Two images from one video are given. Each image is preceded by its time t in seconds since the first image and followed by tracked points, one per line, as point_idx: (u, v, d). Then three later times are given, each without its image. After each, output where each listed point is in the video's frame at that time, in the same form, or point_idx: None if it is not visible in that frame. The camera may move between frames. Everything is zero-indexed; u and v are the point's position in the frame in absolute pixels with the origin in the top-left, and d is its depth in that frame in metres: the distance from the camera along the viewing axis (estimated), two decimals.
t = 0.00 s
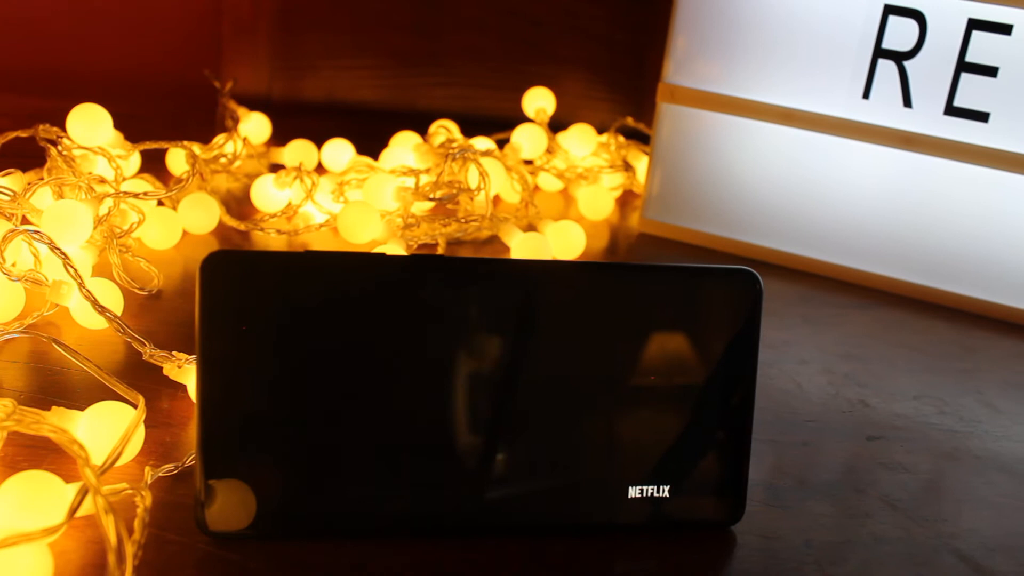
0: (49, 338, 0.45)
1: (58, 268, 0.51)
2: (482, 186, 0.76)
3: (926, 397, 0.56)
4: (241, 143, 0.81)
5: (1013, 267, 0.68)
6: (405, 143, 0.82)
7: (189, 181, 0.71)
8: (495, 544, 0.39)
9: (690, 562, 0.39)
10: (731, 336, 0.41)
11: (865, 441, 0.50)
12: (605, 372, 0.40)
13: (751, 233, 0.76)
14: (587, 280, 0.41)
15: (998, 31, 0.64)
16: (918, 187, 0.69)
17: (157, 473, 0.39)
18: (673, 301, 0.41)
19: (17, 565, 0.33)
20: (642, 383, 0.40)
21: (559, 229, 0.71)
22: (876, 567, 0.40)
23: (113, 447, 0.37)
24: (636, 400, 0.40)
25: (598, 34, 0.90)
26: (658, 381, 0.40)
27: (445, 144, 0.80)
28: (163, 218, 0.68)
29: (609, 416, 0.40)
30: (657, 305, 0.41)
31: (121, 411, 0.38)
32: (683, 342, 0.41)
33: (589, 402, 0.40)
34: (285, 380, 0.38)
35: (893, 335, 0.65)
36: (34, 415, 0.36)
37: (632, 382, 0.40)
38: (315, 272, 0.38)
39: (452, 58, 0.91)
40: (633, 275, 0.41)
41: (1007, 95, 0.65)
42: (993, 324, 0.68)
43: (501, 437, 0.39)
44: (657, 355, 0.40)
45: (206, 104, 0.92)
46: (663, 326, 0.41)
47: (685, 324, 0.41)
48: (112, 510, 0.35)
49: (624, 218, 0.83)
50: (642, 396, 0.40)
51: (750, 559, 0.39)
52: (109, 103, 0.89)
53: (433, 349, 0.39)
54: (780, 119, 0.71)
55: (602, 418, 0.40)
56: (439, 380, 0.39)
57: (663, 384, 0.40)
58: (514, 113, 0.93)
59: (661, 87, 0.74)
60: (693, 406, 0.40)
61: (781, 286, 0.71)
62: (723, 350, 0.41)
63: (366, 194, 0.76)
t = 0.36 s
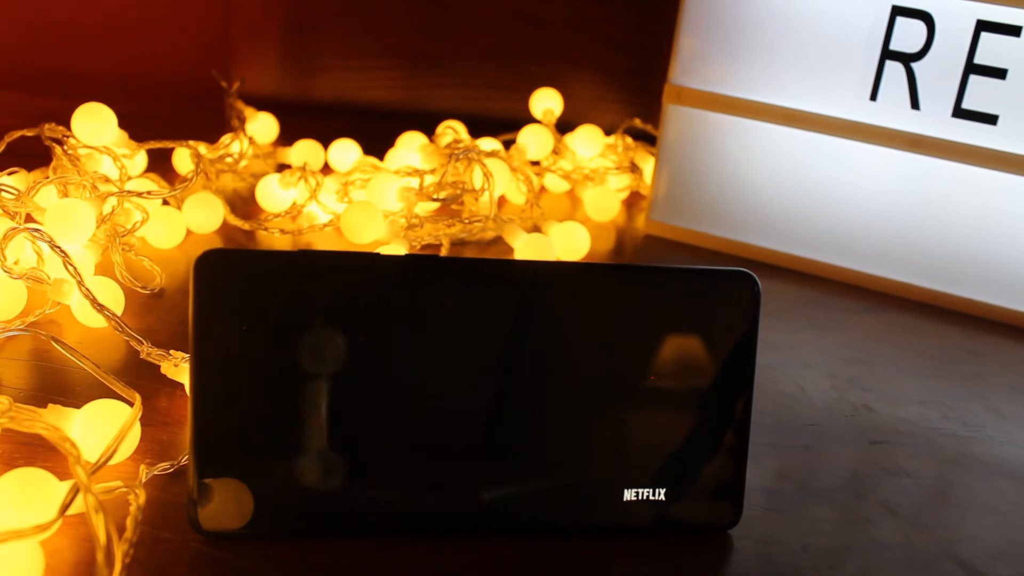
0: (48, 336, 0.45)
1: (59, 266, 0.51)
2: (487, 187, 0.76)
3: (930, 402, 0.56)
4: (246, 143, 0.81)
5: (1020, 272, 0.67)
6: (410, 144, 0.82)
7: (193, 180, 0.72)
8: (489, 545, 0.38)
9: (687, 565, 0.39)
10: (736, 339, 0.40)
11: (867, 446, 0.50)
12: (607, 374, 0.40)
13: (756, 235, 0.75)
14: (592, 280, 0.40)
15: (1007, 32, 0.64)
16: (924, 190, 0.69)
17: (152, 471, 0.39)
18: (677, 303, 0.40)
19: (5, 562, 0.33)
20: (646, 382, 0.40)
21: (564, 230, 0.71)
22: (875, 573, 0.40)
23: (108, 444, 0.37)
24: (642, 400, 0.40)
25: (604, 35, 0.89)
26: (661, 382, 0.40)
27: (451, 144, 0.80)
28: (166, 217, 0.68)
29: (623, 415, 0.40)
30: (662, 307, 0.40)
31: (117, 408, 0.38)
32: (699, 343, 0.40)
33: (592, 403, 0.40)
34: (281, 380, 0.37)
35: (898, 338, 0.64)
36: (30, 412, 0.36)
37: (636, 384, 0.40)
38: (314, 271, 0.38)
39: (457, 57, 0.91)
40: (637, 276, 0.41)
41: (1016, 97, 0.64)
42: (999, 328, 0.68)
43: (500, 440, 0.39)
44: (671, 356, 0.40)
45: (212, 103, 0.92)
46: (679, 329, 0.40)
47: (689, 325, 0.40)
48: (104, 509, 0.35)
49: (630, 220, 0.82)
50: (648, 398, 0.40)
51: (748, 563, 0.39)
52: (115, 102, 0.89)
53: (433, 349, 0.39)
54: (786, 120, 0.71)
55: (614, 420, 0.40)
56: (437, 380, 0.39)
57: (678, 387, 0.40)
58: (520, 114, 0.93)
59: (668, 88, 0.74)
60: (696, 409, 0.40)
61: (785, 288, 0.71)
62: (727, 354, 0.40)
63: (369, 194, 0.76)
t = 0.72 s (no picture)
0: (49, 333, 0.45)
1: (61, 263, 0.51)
2: (491, 186, 0.75)
3: (935, 406, 0.55)
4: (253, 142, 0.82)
5: None
6: (418, 144, 0.82)
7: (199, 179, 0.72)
8: (482, 546, 0.38)
9: (682, 568, 0.38)
10: (741, 342, 0.40)
11: (869, 449, 0.49)
12: (606, 374, 0.40)
13: (761, 236, 0.75)
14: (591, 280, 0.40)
15: (1017, 34, 0.63)
16: (932, 192, 0.68)
17: (148, 469, 0.39)
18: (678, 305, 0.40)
19: None
20: (649, 379, 0.40)
21: (569, 231, 0.71)
22: None
23: (104, 441, 0.37)
24: (660, 396, 0.40)
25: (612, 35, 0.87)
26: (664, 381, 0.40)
27: (458, 145, 0.80)
28: (172, 215, 0.68)
29: (640, 415, 0.40)
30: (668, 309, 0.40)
31: (113, 405, 0.38)
32: (715, 344, 0.40)
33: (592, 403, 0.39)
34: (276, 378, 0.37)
35: (903, 341, 0.64)
36: (26, 408, 0.36)
37: (641, 382, 0.40)
38: (314, 270, 0.38)
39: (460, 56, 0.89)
40: (638, 278, 0.40)
41: None
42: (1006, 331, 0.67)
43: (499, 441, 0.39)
44: (687, 358, 0.40)
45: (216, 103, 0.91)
46: (695, 331, 0.40)
47: (691, 327, 0.40)
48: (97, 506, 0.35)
49: (638, 221, 0.82)
50: (667, 399, 0.40)
51: (745, 567, 0.39)
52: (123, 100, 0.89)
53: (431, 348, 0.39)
54: (793, 122, 0.70)
55: (632, 420, 0.39)
56: (433, 380, 0.38)
57: (693, 389, 0.40)
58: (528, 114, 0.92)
59: (674, 89, 0.73)
60: (706, 408, 0.40)
61: (790, 290, 0.70)
62: (736, 358, 0.40)
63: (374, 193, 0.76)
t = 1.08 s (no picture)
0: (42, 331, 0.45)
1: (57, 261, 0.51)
2: (491, 186, 0.75)
3: (932, 409, 0.55)
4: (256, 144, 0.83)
5: None
6: (418, 145, 0.82)
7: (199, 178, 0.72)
8: (469, 547, 0.38)
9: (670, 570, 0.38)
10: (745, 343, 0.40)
11: (864, 452, 0.49)
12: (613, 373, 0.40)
13: (761, 237, 0.75)
14: (592, 278, 0.40)
15: (1018, 34, 0.63)
16: (932, 194, 0.68)
17: (139, 467, 0.39)
18: (671, 308, 0.40)
19: None
20: (643, 377, 0.40)
21: (568, 231, 0.70)
22: None
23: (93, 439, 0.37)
24: (666, 397, 0.40)
25: (615, 35, 0.87)
26: (658, 380, 0.40)
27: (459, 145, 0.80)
28: (171, 215, 0.68)
29: (654, 415, 0.40)
30: (670, 310, 0.40)
31: (105, 404, 0.38)
32: (726, 347, 0.40)
33: (586, 403, 0.39)
34: (264, 377, 0.38)
35: (904, 344, 0.63)
36: (15, 406, 0.36)
37: (634, 383, 0.40)
38: (306, 270, 0.38)
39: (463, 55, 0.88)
40: (632, 280, 0.40)
41: None
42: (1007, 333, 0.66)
43: (491, 443, 0.39)
44: (698, 357, 0.40)
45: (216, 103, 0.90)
46: (703, 331, 0.40)
47: (686, 329, 0.40)
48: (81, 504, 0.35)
49: (640, 222, 0.82)
50: (675, 401, 0.40)
51: (735, 569, 0.39)
52: (124, 100, 0.89)
53: (422, 349, 0.39)
54: (795, 123, 0.70)
55: (646, 420, 0.40)
56: (423, 380, 0.39)
57: (704, 391, 0.40)
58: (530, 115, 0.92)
59: (676, 90, 0.73)
60: (708, 410, 0.40)
61: (789, 292, 0.70)
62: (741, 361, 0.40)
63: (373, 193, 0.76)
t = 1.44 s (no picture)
0: (28, 329, 0.45)
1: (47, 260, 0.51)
2: (484, 186, 0.75)
3: (923, 410, 0.55)
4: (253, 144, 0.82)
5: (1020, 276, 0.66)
6: (414, 145, 0.82)
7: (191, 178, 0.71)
8: (451, 547, 0.38)
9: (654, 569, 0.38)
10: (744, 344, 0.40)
11: (854, 453, 0.49)
12: (613, 376, 0.40)
13: (754, 238, 0.75)
14: (590, 280, 0.40)
15: (1013, 35, 0.63)
16: (927, 195, 0.68)
17: (123, 465, 0.40)
18: (659, 309, 0.40)
19: None
20: (630, 378, 0.40)
21: (561, 232, 0.70)
22: None
23: (78, 436, 0.38)
24: (666, 398, 0.40)
25: (612, 35, 0.86)
26: (647, 380, 0.40)
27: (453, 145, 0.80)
28: (165, 215, 0.68)
29: (655, 415, 0.40)
30: (668, 310, 0.40)
31: (89, 402, 0.38)
32: (727, 347, 0.40)
33: (574, 403, 0.39)
34: (250, 376, 0.38)
35: (898, 347, 0.63)
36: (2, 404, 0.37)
37: (621, 384, 0.40)
38: (292, 271, 0.38)
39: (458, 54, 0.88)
40: (621, 281, 0.40)
41: None
42: (1001, 334, 0.66)
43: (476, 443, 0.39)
44: (699, 359, 0.40)
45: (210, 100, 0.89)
46: (705, 332, 0.40)
47: (672, 332, 0.40)
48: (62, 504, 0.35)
49: (636, 223, 0.82)
50: (677, 402, 0.40)
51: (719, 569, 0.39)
52: (119, 99, 0.89)
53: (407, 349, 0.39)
54: (792, 123, 0.70)
55: (648, 419, 0.40)
56: (410, 380, 0.39)
57: (706, 390, 0.40)
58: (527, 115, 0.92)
59: (671, 90, 0.73)
60: (707, 410, 0.40)
61: (782, 293, 0.70)
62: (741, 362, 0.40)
63: (366, 193, 0.75)
